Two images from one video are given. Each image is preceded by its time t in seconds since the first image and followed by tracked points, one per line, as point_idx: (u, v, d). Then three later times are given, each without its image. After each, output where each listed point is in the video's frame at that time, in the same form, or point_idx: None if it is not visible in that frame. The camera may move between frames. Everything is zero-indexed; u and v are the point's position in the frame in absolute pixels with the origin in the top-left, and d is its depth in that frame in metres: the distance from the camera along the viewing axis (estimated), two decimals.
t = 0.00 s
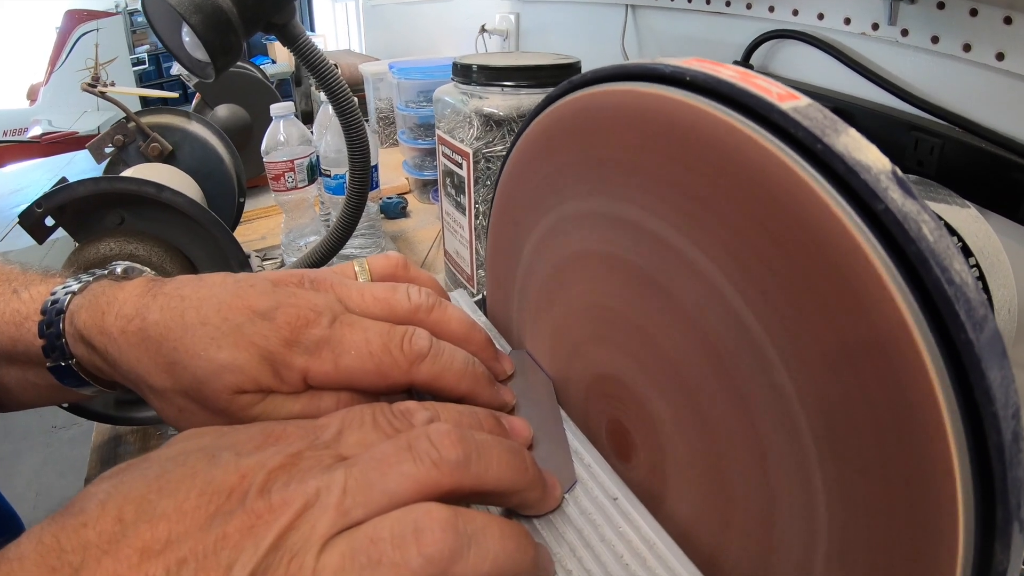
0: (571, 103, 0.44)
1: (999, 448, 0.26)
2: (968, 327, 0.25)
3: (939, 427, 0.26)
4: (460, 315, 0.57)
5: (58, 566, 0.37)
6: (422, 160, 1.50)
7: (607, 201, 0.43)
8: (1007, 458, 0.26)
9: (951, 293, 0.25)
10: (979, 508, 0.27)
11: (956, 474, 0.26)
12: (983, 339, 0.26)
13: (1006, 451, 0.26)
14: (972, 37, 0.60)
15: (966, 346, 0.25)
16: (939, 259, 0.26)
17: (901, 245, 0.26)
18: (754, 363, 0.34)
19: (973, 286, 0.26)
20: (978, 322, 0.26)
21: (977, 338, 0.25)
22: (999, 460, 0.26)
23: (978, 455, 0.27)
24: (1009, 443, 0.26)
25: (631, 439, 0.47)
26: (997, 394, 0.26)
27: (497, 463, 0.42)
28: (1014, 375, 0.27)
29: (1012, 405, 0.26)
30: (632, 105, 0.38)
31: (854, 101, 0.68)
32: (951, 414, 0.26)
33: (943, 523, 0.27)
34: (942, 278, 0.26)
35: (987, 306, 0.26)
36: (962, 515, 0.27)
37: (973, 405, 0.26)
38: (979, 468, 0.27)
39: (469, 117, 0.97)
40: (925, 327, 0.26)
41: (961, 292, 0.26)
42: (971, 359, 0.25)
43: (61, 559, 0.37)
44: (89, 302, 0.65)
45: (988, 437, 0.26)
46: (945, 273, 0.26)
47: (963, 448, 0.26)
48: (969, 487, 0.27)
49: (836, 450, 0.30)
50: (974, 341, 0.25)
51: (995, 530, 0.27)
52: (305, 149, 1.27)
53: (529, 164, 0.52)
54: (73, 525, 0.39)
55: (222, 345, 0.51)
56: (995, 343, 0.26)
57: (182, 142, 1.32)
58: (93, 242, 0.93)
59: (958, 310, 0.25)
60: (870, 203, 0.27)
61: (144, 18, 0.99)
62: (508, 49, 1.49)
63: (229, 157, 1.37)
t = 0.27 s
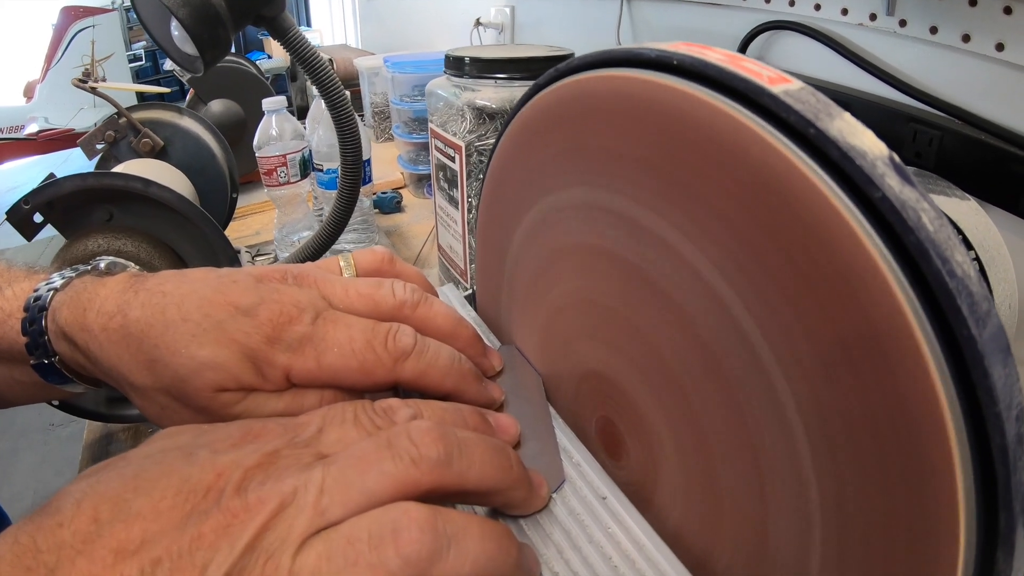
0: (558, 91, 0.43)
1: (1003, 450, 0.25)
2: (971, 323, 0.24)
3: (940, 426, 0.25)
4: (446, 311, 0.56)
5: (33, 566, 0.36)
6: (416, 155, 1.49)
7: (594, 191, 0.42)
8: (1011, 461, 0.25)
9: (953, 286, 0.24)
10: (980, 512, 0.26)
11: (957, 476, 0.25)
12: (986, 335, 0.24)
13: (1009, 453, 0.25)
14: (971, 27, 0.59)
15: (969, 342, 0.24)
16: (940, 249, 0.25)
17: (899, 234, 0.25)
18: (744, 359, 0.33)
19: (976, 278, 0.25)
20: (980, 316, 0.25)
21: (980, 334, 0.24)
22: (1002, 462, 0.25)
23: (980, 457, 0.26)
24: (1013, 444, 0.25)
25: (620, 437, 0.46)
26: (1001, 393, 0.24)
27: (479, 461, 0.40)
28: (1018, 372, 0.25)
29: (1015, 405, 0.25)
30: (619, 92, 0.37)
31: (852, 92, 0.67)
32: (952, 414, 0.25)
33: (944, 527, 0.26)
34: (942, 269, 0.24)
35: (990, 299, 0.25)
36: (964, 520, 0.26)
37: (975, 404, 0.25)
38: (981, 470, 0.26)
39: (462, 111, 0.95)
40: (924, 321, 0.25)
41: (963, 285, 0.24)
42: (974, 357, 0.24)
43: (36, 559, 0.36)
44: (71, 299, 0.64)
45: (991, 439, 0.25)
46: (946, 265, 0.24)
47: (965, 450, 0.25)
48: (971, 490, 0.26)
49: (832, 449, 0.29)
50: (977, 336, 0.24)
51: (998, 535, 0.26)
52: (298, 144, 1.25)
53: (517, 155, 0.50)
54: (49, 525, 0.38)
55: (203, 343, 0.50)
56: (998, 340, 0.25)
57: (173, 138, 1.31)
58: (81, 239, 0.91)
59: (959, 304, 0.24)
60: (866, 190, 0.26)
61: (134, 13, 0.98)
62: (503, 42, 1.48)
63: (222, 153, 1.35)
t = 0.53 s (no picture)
0: (541, 83, 0.42)
1: (996, 459, 0.24)
2: (962, 325, 0.23)
3: (930, 431, 0.24)
4: (431, 310, 0.55)
5: (13, 568, 0.35)
6: (411, 151, 1.47)
7: (579, 187, 0.41)
8: (1004, 470, 0.24)
9: (943, 286, 0.23)
10: (972, 521, 0.25)
11: (949, 483, 0.24)
12: (979, 339, 0.23)
13: (1001, 460, 0.24)
14: (970, 18, 0.58)
15: (960, 345, 0.23)
16: (930, 246, 0.23)
17: (886, 231, 0.24)
18: (728, 358, 0.32)
19: (968, 276, 0.24)
20: (972, 317, 0.23)
21: (972, 336, 0.23)
22: (995, 471, 0.24)
23: (972, 464, 0.25)
24: (1006, 453, 0.24)
25: (606, 436, 0.45)
26: (994, 400, 0.24)
27: (460, 462, 0.40)
28: (1013, 375, 0.24)
29: (1010, 411, 0.24)
30: (602, 84, 0.36)
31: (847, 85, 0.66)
32: (944, 419, 0.24)
33: (935, 535, 0.25)
34: (932, 268, 0.23)
35: (984, 299, 0.24)
36: (956, 530, 0.25)
37: (967, 410, 0.24)
38: (973, 478, 0.25)
39: (454, 106, 0.94)
40: (913, 321, 0.24)
41: (955, 285, 0.23)
42: (966, 361, 0.23)
43: (16, 561, 0.36)
44: (55, 299, 0.63)
45: (984, 448, 0.24)
46: (937, 263, 0.23)
47: (957, 458, 0.24)
48: (963, 498, 0.25)
49: (819, 451, 0.28)
50: (968, 339, 0.23)
51: (989, 546, 0.25)
52: (290, 141, 1.24)
53: (503, 149, 0.49)
54: (29, 527, 0.37)
55: (185, 342, 0.50)
56: (992, 343, 0.24)
57: (166, 136, 1.27)
58: (71, 239, 0.90)
59: (950, 304, 0.23)
60: (852, 184, 0.25)
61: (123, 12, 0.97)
62: (498, 36, 1.47)
63: (214, 150, 1.31)
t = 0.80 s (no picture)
0: (531, 82, 0.42)
1: (985, 470, 0.23)
2: (950, 332, 0.23)
3: (919, 439, 0.24)
4: (422, 311, 0.55)
5: (6, 569, 0.35)
6: (410, 148, 1.45)
7: (569, 187, 0.41)
8: (994, 481, 0.24)
9: (931, 291, 0.23)
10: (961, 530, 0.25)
11: (937, 491, 0.24)
12: (968, 346, 0.23)
13: (991, 471, 0.23)
14: (968, 13, 0.58)
15: (948, 352, 0.23)
16: (918, 250, 0.23)
17: (874, 234, 0.24)
18: (716, 361, 0.32)
19: (958, 281, 0.23)
20: (962, 324, 0.23)
21: (962, 344, 0.23)
22: (984, 482, 0.24)
23: (960, 473, 0.24)
24: (996, 464, 0.23)
25: (598, 438, 0.45)
26: (983, 408, 0.23)
27: (448, 464, 0.40)
28: (1005, 382, 0.24)
29: (1000, 420, 0.24)
30: (589, 84, 0.36)
31: (845, 80, 0.65)
32: (932, 427, 0.24)
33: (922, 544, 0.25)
34: (920, 273, 0.23)
35: (975, 304, 0.23)
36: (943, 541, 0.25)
37: (956, 418, 0.24)
38: (962, 487, 0.25)
39: (450, 104, 0.94)
40: (899, 326, 0.24)
41: (944, 291, 0.23)
42: (954, 369, 0.23)
43: (9, 562, 0.36)
44: (50, 302, 0.63)
45: (973, 458, 0.24)
46: (925, 267, 0.23)
47: (945, 467, 0.24)
48: (951, 508, 0.25)
49: (807, 456, 0.28)
50: (957, 347, 0.23)
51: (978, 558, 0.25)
52: (288, 140, 1.24)
53: (493, 148, 0.49)
54: (22, 529, 0.37)
55: (178, 345, 0.50)
56: (983, 350, 0.23)
57: (163, 136, 1.24)
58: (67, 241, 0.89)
59: (938, 310, 0.23)
60: (838, 186, 0.24)
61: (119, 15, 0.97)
62: (495, 34, 1.46)
63: (212, 150, 1.28)
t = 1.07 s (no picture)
0: (519, 76, 0.42)
1: (975, 477, 0.23)
2: (939, 334, 0.22)
3: (907, 443, 0.24)
4: (412, 309, 0.55)
5: None
6: (407, 144, 1.43)
7: (557, 184, 0.41)
8: (985, 489, 0.23)
9: (920, 291, 0.22)
10: (950, 536, 0.25)
11: (926, 496, 0.24)
12: (958, 349, 0.22)
13: (981, 479, 0.23)
14: (968, 6, 0.57)
15: (937, 354, 0.22)
16: (906, 248, 0.22)
17: (860, 231, 0.23)
18: (702, 359, 0.32)
19: (949, 280, 0.23)
20: (952, 324, 0.23)
21: (952, 346, 0.22)
22: (974, 489, 0.23)
23: (950, 479, 0.24)
24: (987, 470, 0.23)
25: (587, 435, 0.45)
26: (975, 414, 0.23)
27: (433, 463, 0.39)
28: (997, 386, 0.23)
29: (991, 425, 0.23)
30: (575, 78, 0.35)
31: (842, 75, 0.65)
32: (921, 432, 0.23)
33: (910, 550, 0.25)
34: (908, 271, 0.22)
35: (967, 304, 0.23)
36: (933, 548, 0.24)
37: (946, 423, 0.23)
38: (952, 493, 0.24)
39: (444, 100, 0.92)
40: (885, 325, 0.23)
41: (933, 290, 0.22)
42: (943, 372, 0.23)
43: None
44: (41, 302, 0.63)
45: (964, 465, 0.23)
46: (914, 266, 0.22)
47: (934, 472, 0.24)
48: (940, 513, 0.24)
49: (794, 456, 0.28)
50: (946, 349, 0.22)
51: (967, 565, 0.25)
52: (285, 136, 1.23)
53: (482, 143, 0.49)
54: (11, 528, 0.37)
55: (167, 344, 0.49)
56: (976, 352, 0.23)
57: (159, 134, 1.21)
58: (62, 240, 0.86)
59: (926, 310, 0.22)
60: (823, 181, 0.24)
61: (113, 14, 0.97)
62: (493, 29, 1.45)
63: (209, 147, 1.25)
